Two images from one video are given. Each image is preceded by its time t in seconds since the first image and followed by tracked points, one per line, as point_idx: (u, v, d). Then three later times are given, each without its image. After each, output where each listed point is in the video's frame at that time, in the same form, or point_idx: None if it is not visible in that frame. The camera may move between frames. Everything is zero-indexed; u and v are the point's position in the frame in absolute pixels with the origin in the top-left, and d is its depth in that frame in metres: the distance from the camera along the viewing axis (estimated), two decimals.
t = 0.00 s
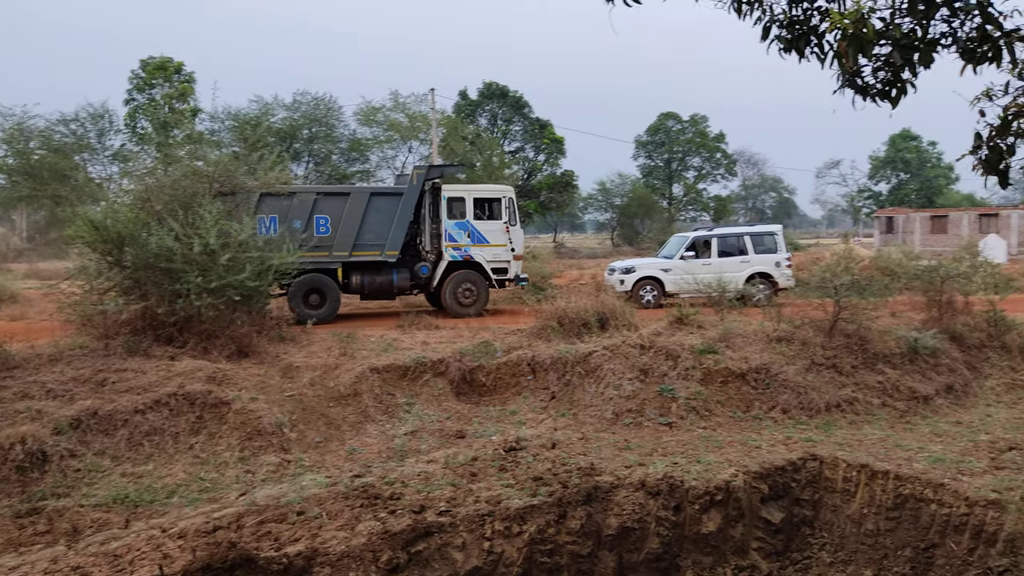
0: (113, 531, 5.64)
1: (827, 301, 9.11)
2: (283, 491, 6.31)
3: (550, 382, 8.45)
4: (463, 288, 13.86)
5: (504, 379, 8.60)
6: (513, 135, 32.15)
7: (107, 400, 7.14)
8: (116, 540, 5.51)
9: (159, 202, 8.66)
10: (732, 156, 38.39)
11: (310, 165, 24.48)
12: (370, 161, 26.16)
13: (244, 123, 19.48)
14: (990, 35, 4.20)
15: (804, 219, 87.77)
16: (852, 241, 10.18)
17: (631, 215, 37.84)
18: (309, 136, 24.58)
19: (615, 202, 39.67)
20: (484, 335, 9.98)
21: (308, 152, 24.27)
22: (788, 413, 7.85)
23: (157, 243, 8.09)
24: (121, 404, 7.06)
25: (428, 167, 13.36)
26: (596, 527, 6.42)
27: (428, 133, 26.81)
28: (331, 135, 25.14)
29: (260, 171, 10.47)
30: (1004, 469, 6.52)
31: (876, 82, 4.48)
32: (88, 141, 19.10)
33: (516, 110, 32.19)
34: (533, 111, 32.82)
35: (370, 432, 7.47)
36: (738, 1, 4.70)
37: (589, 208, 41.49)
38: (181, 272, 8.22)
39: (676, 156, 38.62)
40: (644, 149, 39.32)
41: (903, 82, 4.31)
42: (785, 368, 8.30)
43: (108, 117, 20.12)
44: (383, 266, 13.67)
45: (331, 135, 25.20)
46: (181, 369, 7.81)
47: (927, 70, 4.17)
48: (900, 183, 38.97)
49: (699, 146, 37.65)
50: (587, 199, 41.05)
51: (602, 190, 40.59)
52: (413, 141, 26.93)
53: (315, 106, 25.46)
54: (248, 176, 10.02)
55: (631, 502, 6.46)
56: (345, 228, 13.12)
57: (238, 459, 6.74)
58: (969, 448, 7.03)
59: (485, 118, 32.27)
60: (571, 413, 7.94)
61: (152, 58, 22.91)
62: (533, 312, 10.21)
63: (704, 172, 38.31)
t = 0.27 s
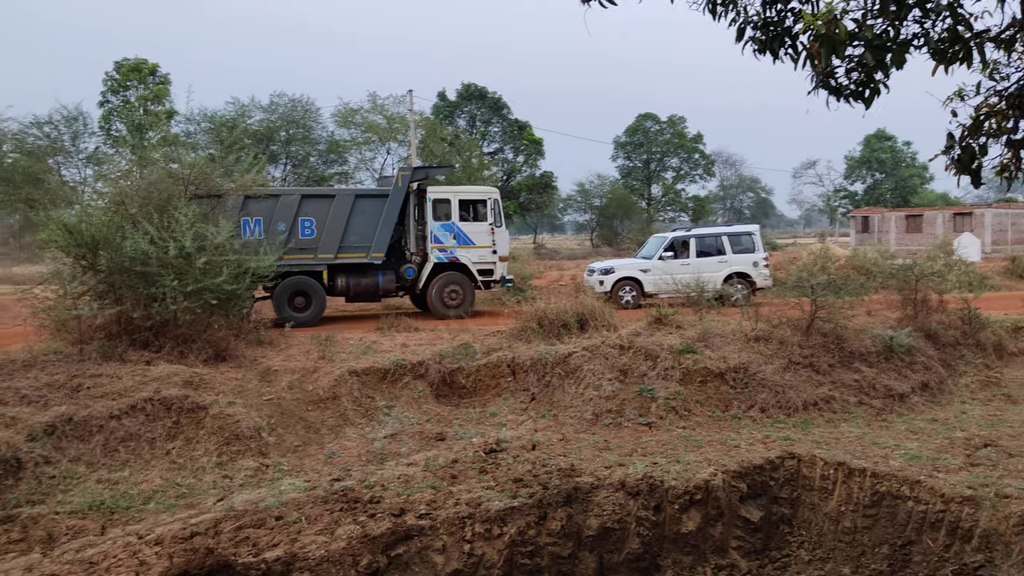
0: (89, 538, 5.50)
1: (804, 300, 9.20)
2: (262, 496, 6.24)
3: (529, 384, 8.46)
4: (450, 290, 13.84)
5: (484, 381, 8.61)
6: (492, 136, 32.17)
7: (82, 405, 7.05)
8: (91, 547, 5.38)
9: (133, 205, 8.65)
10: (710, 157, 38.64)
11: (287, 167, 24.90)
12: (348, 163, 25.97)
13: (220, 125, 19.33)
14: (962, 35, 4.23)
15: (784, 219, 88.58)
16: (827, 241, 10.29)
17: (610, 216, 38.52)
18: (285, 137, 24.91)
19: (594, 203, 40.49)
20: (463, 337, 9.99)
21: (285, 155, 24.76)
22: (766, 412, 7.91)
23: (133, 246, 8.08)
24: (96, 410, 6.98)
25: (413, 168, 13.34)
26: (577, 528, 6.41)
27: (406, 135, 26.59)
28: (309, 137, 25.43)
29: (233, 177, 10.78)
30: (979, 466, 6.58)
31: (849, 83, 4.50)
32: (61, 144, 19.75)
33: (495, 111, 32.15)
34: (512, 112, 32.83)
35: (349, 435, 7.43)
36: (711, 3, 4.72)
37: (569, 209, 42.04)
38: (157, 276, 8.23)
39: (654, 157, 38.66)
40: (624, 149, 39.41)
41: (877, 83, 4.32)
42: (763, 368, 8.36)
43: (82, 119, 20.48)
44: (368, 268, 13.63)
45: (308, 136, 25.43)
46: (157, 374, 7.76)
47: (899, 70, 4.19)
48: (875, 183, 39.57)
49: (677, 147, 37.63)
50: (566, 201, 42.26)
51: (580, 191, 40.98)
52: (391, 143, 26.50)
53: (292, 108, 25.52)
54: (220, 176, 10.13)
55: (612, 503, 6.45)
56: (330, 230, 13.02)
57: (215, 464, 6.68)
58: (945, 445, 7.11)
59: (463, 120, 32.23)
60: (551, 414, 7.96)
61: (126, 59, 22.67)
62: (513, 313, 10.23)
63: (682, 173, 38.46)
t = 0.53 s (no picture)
0: (81, 545, 5.44)
1: (796, 303, 9.23)
2: (255, 502, 6.21)
3: (523, 388, 8.46)
4: (445, 295, 13.82)
5: (477, 386, 8.62)
6: (485, 141, 32.29)
7: (74, 412, 7.02)
8: (83, 554, 5.33)
9: (125, 212, 8.63)
10: (703, 161, 38.74)
11: (279, 172, 24.90)
12: (341, 168, 26.44)
13: (212, 130, 19.28)
14: (950, 40, 4.25)
15: (776, 222, 88.97)
16: (820, 245, 10.32)
17: (604, 220, 38.50)
18: (278, 142, 24.92)
19: (588, 207, 40.45)
20: (457, 341, 9.99)
21: (278, 159, 24.77)
22: (759, 415, 7.92)
23: (125, 252, 8.04)
24: (88, 416, 6.95)
25: (409, 173, 13.34)
26: (571, 532, 6.39)
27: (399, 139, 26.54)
28: (302, 142, 25.51)
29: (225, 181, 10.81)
30: (971, 468, 6.60)
31: (839, 88, 4.52)
32: (54, 149, 19.69)
33: (487, 116, 32.15)
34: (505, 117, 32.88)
35: (343, 441, 7.41)
36: (701, 8, 4.74)
37: (563, 213, 42.21)
38: (149, 282, 8.20)
39: (647, 161, 38.71)
40: (616, 153, 39.43)
41: (866, 87, 4.33)
42: (756, 371, 8.38)
43: (75, 126, 20.30)
44: (364, 273, 13.61)
45: (300, 141, 25.46)
46: (149, 380, 7.73)
47: (889, 74, 4.21)
48: (866, 187, 39.82)
49: (670, 151, 37.65)
50: (561, 205, 42.06)
51: (574, 195, 41.15)
52: (383, 148, 26.43)
53: (285, 113, 25.44)
54: (212, 181, 10.14)
55: (606, 507, 6.44)
56: (326, 236, 13.00)
57: (208, 470, 6.65)
58: (938, 447, 7.12)
59: (456, 125, 32.27)
60: (545, 418, 7.96)
61: (118, 64, 22.61)
62: (506, 318, 10.23)
63: (675, 176, 38.58)
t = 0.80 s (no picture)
0: (84, 542, 5.45)
1: (800, 301, 9.21)
2: (258, 498, 6.22)
3: (526, 385, 8.46)
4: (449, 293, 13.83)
5: (480, 383, 8.62)
6: (487, 138, 32.31)
7: (77, 408, 7.03)
8: (87, 550, 5.33)
9: (128, 209, 8.64)
10: (706, 158, 38.68)
11: (282, 169, 24.91)
12: (344, 165, 26.53)
13: (214, 127, 19.25)
14: (953, 37, 4.23)
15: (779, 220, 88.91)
16: (823, 241, 10.31)
17: (607, 217, 38.46)
18: (281, 140, 24.88)
19: (591, 204, 40.54)
20: (460, 338, 9.99)
21: (280, 156, 24.75)
22: (762, 412, 7.92)
23: (128, 249, 8.04)
24: (91, 413, 6.95)
25: (411, 169, 13.33)
26: (573, 530, 6.38)
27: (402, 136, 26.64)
28: (305, 139, 25.52)
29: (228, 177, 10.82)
30: (975, 466, 6.59)
31: (842, 84, 4.50)
32: (57, 145, 19.77)
33: (489, 113, 32.16)
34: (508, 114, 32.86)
35: (346, 438, 7.42)
36: (704, 4, 4.73)
37: (565, 210, 42.22)
38: (153, 279, 8.21)
39: (649, 159, 38.73)
40: (618, 150, 39.43)
41: (868, 84, 4.32)
42: (759, 368, 8.37)
43: (77, 122, 20.18)
44: (366, 270, 13.61)
45: (303, 138, 25.46)
46: (152, 377, 7.74)
47: (892, 71, 4.19)
48: (869, 184, 39.76)
49: (672, 148, 37.65)
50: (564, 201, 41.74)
51: (577, 193, 41.17)
52: (387, 145, 26.64)
53: (288, 110, 25.37)
54: (215, 178, 10.15)
55: (608, 504, 6.44)
56: (328, 233, 12.99)
57: (211, 466, 6.66)
58: (941, 445, 7.11)
59: (459, 122, 32.24)
60: (548, 415, 7.96)
61: (121, 61, 22.60)
62: (509, 315, 10.24)
63: (678, 173, 38.54)
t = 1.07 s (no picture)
0: (84, 550, 5.42)
1: (800, 309, 9.22)
2: (258, 507, 6.21)
3: (526, 394, 8.45)
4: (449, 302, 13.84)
5: (480, 391, 8.62)
6: (488, 146, 32.39)
7: (77, 417, 7.03)
8: (86, 559, 5.31)
9: (129, 218, 8.66)
10: (706, 166, 38.73)
11: (283, 177, 25.11)
12: (345, 173, 26.50)
13: (215, 135, 19.31)
14: (952, 46, 4.24)
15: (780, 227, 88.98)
16: (824, 250, 10.32)
17: (607, 225, 38.54)
18: (282, 148, 24.91)
19: (591, 212, 40.64)
20: (460, 346, 9.99)
21: (281, 165, 24.85)
22: (763, 421, 7.90)
23: (129, 257, 8.06)
24: (91, 421, 6.95)
25: (412, 178, 13.36)
26: (574, 539, 6.35)
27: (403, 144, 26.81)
28: (306, 147, 25.55)
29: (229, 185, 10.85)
30: (976, 474, 6.58)
31: (842, 93, 4.51)
32: (57, 154, 19.87)
33: (490, 121, 32.24)
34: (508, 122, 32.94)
35: (346, 446, 7.41)
36: (704, 14, 4.75)
37: (566, 218, 42.29)
38: (153, 287, 8.22)
39: (650, 167, 38.80)
40: (619, 158, 39.49)
41: (868, 92, 4.32)
42: (759, 377, 8.36)
43: (79, 130, 20.27)
44: (366, 278, 13.61)
45: (304, 147, 25.48)
46: (152, 385, 7.74)
47: (891, 80, 4.21)
48: (870, 192, 39.81)
49: (672, 156, 37.69)
50: (563, 210, 42.03)
51: (577, 201, 41.26)
52: (387, 153, 26.66)
53: (289, 118, 25.44)
54: (216, 187, 10.18)
55: (609, 513, 6.41)
56: (329, 241, 13.00)
57: (211, 475, 6.65)
58: (942, 453, 7.10)
59: (460, 130, 32.30)
60: (548, 424, 7.95)
61: (122, 70, 22.66)
62: (509, 323, 10.24)
63: (678, 181, 38.60)
